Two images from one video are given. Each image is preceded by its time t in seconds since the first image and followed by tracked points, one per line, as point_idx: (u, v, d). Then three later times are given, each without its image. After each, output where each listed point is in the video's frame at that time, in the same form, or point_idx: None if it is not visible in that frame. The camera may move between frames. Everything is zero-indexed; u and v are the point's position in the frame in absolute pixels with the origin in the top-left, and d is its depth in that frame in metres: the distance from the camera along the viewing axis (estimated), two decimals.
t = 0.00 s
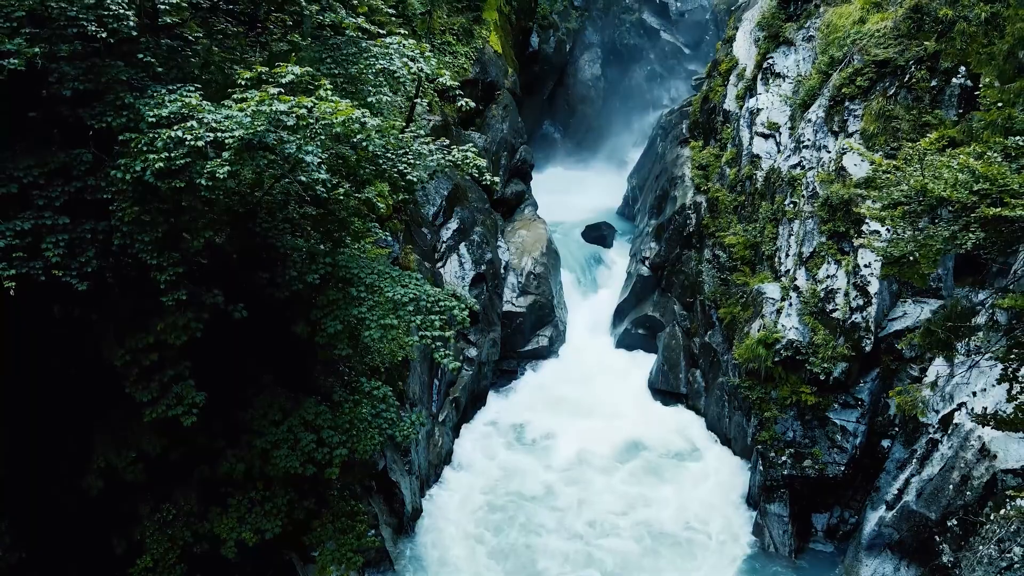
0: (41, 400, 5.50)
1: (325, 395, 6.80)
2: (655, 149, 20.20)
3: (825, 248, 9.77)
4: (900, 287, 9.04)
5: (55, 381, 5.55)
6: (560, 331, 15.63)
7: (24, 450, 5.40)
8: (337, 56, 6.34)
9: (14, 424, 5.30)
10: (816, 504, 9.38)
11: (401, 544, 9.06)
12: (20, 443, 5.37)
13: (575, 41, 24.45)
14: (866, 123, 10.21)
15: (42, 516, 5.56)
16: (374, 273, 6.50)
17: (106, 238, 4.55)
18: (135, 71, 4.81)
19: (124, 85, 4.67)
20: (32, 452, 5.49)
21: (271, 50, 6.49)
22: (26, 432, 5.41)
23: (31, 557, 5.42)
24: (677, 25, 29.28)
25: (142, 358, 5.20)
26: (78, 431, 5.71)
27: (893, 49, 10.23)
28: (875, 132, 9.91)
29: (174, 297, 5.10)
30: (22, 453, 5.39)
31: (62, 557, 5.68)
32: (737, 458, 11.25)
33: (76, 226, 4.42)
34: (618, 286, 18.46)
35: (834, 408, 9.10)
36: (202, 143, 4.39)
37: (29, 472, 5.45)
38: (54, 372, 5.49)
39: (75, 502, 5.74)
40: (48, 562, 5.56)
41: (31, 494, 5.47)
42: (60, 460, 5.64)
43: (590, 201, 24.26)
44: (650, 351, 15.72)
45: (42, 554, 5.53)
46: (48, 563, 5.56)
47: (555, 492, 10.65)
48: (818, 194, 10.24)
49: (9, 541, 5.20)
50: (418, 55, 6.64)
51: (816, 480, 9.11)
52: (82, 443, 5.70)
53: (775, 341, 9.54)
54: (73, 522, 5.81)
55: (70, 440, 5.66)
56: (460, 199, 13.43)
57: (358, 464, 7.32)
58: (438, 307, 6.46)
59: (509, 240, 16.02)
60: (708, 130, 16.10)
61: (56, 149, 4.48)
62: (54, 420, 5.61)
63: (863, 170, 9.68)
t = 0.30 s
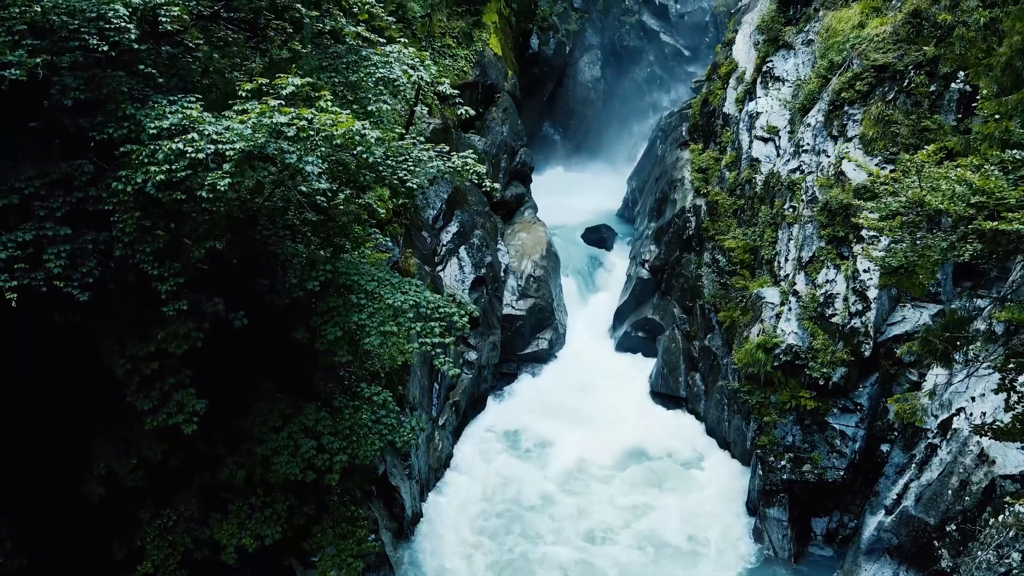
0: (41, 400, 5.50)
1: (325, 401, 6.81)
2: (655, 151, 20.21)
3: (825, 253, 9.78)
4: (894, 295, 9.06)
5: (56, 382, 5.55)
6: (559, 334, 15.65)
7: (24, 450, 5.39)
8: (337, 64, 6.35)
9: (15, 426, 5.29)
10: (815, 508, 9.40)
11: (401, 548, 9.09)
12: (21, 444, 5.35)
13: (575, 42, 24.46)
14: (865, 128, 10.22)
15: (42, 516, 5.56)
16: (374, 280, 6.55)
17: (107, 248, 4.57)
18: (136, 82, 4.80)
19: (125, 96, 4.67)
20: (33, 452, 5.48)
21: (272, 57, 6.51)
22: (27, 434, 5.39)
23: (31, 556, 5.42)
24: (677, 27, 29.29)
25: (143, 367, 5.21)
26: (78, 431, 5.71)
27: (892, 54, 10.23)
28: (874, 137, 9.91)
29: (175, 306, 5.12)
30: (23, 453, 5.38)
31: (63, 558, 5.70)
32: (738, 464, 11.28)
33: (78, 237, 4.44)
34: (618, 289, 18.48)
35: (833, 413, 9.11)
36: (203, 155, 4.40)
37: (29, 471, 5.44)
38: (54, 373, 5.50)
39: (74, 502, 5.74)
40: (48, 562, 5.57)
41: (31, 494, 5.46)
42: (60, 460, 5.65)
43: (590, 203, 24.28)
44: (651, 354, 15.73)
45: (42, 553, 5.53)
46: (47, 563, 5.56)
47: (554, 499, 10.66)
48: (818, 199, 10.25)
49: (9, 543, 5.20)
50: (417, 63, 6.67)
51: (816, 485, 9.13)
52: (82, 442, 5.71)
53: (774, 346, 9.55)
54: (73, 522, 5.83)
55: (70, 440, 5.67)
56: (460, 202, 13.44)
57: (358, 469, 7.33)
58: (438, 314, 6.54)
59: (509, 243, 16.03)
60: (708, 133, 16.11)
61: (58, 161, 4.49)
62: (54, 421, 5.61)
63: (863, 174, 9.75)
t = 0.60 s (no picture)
0: (42, 400, 5.49)
1: (325, 407, 6.82)
2: (655, 154, 20.21)
3: (824, 257, 9.79)
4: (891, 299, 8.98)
5: (57, 384, 5.55)
6: (559, 337, 15.66)
7: (25, 450, 5.36)
8: (337, 72, 6.35)
9: (15, 426, 5.26)
10: (815, 513, 9.41)
11: (400, 552, 9.12)
12: (22, 444, 5.32)
13: (575, 45, 24.49)
14: (864, 133, 10.25)
15: (42, 515, 5.55)
16: (374, 287, 6.55)
17: (109, 258, 4.59)
18: (137, 93, 4.82)
19: (127, 108, 4.68)
20: (33, 451, 5.46)
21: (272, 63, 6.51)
22: (27, 434, 5.37)
23: (31, 554, 5.41)
24: (676, 29, 29.30)
25: (144, 376, 5.23)
26: (78, 431, 5.71)
27: (891, 59, 10.25)
28: (874, 142, 9.93)
29: (176, 316, 5.13)
30: (24, 452, 5.36)
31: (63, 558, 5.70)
32: (738, 468, 11.26)
33: (79, 247, 4.46)
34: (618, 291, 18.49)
35: (832, 418, 9.13)
36: (204, 167, 4.42)
37: (29, 470, 5.43)
38: (54, 372, 5.49)
39: (74, 502, 5.73)
40: (47, 560, 5.57)
41: (31, 493, 5.45)
42: (60, 460, 5.63)
43: (590, 205, 24.28)
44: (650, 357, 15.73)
45: (41, 552, 5.53)
46: (46, 561, 5.55)
47: (555, 505, 10.63)
48: (817, 203, 10.26)
49: (9, 543, 5.19)
50: (417, 72, 6.68)
51: (815, 490, 9.14)
52: (83, 443, 5.71)
53: (774, 350, 9.57)
54: (73, 521, 5.82)
55: (70, 440, 5.66)
56: (460, 206, 13.44)
57: (358, 475, 7.34)
58: (437, 320, 6.53)
59: (508, 246, 16.05)
60: (707, 136, 16.13)
61: (60, 171, 4.51)
62: (54, 421, 5.60)
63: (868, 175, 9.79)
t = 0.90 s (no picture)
0: (42, 402, 5.50)
1: (326, 414, 6.84)
2: (655, 156, 20.23)
3: (823, 263, 9.80)
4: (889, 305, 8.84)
5: (58, 391, 5.57)
6: (559, 340, 15.69)
7: (26, 450, 5.37)
8: (336, 79, 6.29)
9: (17, 427, 5.27)
10: (814, 517, 9.43)
11: (400, 557, 9.15)
12: (24, 445, 5.34)
13: (575, 46, 24.53)
14: (863, 138, 10.26)
15: (42, 516, 5.55)
16: (374, 294, 6.56)
17: (110, 270, 4.61)
18: (138, 103, 4.83)
19: (129, 121, 4.70)
20: (34, 452, 5.47)
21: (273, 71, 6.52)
22: (28, 435, 5.39)
23: (31, 556, 5.40)
24: (675, 31, 29.38)
25: (145, 385, 5.25)
26: (78, 431, 5.73)
27: (890, 64, 10.27)
28: (872, 147, 9.94)
29: (177, 327, 5.15)
30: (25, 454, 5.33)
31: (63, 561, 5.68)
32: (738, 472, 11.27)
33: (81, 259, 4.47)
34: (618, 294, 18.54)
35: (830, 423, 9.13)
36: (205, 180, 4.43)
37: (30, 471, 5.43)
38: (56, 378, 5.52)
39: (74, 502, 5.74)
40: (46, 562, 5.54)
41: (31, 494, 5.45)
42: (60, 460, 5.66)
43: (590, 208, 24.31)
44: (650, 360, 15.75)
45: (42, 553, 5.52)
46: (46, 563, 5.53)
47: (555, 510, 10.62)
48: (816, 208, 10.29)
49: (10, 543, 5.18)
50: (417, 81, 6.68)
51: (814, 495, 9.16)
52: (83, 443, 5.74)
53: (773, 356, 9.59)
54: (72, 522, 5.82)
55: (70, 440, 5.68)
56: (460, 209, 13.45)
57: (359, 481, 7.35)
58: (437, 327, 6.53)
59: (508, 249, 16.08)
60: (707, 139, 16.15)
61: (61, 183, 4.53)
62: (55, 422, 5.61)
63: (869, 182, 9.82)
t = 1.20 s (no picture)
0: (43, 394, 5.50)
1: (326, 419, 6.86)
2: (655, 159, 20.24)
3: (822, 268, 9.81)
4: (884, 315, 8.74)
5: (59, 396, 5.60)
6: (559, 343, 15.71)
7: (25, 451, 5.40)
8: (336, 87, 6.27)
9: (17, 409, 5.29)
10: (814, 522, 9.38)
11: (401, 561, 9.15)
12: (24, 444, 5.37)
13: (575, 48, 24.57)
14: (862, 142, 10.27)
15: (42, 516, 5.55)
16: (374, 301, 6.58)
17: (111, 280, 4.62)
18: (138, 113, 4.83)
19: (131, 132, 4.73)
20: (34, 452, 5.49)
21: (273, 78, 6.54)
22: (28, 434, 5.41)
23: (30, 556, 5.39)
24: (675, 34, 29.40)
25: (145, 394, 5.25)
26: (78, 431, 5.74)
27: (890, 69, 10.27)
28: (871, 152, 9.95)
29: (178, 336, 5.16)
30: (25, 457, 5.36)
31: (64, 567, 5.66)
32: (739, 478, 11.28)
33: (82, 269, 4.49)
34: (618, 297, 18.57)
35: (830, 428, 9.14)
36: (206, 192, 4.43)
37: (30, 471, 5.45)
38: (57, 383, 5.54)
39: (74, 502, 5.72)
40: (46, 562, 5.52)
41: (31, 495, 5.46)
42: (60, 460, 5.67)
43: (590, 210, 24.33)
44: (650, 363, 15.77)
45: (41, 554, 5.50)
46: (45, 563, 5.51)
47: (555, 515, 10.61)
48: (815, 213, 10.31)
49: (8, 543, 5.18)
50: (417, 89, 6.67)
51: (813, 500, 9.16)
52: (83, 443, 5.74)
53: (772, 361, 9.63)
54: (73, 523, 5.80)
55: (70, 440, 5.69)
56: (460, 213, 13.46)
57: (359, 487, 7.38)
58: (437, 334, 6.55)
59: (508, 252, 16.10)
60: (706, 142, 16.17)
61: (63, 194, 4.56)
62: (55, 419, 5.62)
63: (864, 189, 9.85)
